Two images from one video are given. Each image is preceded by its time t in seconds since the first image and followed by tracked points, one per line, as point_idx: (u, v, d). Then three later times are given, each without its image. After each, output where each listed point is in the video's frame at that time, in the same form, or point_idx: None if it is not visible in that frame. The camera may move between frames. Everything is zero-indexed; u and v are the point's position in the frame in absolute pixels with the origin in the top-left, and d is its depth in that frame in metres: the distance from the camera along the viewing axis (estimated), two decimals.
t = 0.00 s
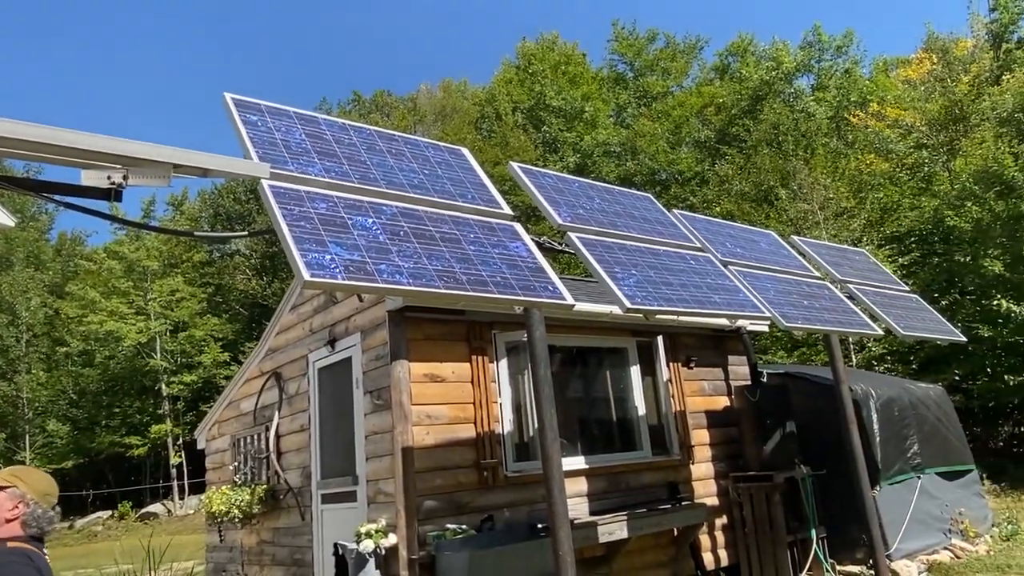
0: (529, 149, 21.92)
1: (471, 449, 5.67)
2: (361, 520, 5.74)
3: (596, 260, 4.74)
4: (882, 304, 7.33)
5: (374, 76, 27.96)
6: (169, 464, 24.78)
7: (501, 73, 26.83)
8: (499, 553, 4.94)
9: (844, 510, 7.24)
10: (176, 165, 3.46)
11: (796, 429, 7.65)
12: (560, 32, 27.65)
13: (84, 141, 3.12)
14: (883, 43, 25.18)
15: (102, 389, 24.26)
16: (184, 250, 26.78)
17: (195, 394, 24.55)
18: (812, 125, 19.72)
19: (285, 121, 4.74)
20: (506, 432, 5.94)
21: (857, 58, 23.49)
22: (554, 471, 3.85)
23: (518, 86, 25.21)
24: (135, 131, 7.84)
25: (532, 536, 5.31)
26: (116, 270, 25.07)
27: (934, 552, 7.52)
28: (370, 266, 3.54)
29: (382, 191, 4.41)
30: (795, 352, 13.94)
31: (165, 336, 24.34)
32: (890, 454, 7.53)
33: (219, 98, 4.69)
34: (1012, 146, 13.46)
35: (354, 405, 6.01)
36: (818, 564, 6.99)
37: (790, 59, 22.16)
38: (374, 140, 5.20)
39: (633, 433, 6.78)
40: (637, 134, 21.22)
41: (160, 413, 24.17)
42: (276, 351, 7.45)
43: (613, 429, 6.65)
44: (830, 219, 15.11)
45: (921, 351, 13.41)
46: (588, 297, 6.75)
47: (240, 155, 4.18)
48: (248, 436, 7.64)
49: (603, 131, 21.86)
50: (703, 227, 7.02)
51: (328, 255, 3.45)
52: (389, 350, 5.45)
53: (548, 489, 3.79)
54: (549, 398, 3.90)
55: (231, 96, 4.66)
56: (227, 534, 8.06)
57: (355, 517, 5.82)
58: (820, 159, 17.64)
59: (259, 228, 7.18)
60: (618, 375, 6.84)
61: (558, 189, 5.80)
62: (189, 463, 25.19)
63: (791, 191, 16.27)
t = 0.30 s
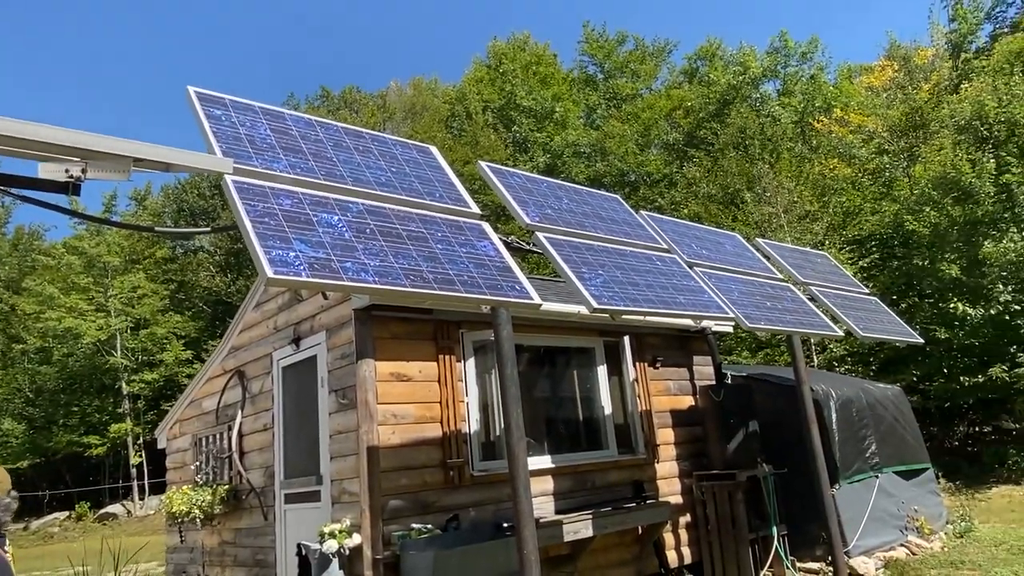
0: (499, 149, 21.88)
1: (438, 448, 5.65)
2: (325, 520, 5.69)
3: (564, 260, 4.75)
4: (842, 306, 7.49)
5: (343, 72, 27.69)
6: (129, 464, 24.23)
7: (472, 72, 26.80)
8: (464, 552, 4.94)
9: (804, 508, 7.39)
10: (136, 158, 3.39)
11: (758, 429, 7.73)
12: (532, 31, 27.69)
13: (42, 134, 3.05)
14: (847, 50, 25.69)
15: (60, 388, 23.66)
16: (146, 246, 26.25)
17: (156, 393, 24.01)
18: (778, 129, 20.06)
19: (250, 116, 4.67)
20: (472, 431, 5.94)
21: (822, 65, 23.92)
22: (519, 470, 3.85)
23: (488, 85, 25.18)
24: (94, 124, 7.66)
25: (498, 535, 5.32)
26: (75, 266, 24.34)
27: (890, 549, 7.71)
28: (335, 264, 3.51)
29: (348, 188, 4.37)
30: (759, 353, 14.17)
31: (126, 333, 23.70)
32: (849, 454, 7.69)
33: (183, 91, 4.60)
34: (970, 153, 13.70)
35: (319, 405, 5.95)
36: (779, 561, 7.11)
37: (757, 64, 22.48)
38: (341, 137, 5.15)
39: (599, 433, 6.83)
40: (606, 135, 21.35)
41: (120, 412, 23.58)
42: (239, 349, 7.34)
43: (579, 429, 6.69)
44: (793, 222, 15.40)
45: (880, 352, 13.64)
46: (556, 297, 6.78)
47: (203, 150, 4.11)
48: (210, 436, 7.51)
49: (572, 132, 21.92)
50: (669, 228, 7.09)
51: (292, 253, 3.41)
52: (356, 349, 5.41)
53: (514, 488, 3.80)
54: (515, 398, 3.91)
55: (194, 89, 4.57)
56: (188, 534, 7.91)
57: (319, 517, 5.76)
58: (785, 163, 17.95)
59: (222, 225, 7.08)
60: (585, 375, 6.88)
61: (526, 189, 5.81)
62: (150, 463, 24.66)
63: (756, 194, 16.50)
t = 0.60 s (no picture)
0: (479, 148, 21.83)
1: (415, 448, 5.63)
2: (301, 520, 5.64)
3: (542, 260, 4.75)
4: (817, 307, 7.58)
5: (321, 68, 27.48)
6: (100, 465, 23.84)
7: (452, 71, 26.74)
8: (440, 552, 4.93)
9: (777, 506, 7.41)
10: (109, 153, 3.34)
11: (734, 427, 7.82)
12: (511, 31, 27.66)
13: (13, 127, 2.99)
14: (824, 54, 25.98)
15: (30, 387, 23.16)
16: (120, 243, 25.89)
17: (129, 392, 23.65)
18: (755, 131, 20.28)
19: (225, 112, 4.62)
20: (450, 431, 5.92)
21: (799, 68, 24.17)
22: (497, 470, 3.85)
23: (468, 84, 25.13)
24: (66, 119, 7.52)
25: (475, 534, 5.32)
26: (46, 263, 23.83)
27: (862, 546, 7.82)
28: (311, 262, 3.48)
29: (325, 186, 4.34)
30: (736, 353, 14.31)
31: (99, 331, 23.33)
32: (821, 454, 7.77)
33: (157, 86, 4.52)
34: (942, 156, 13.82)
35: (295, 404, 5.90)
36: (754, 559, 7.18)
37: (735, 66, 22.66)
38: (318, 133, 5.11)
39: (576, 432, 6.85)
40: (586, 136, 21.40)
41: (92, 412, 23.18)
42: (214, 348, 7.26)
43: (557, 428, 6.71)
44: (770, 224, 15.57)
45: (854, 353, 14.07)
46: (535, 296, 6.78)
47: (177, 145, 4.05)
48: (184, 435, 7.41)
49: (552, 132, 21.94)
50: (647, 229, 7.13)
51: (268, 250, 3.38)
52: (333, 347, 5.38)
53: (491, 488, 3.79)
54: (493, 397, 3.91)
55: (169, 84, 4.50)
56: (161, 535, 7.80)
57: (295, 517, 5.71)
58: (762, 165, 18.12)
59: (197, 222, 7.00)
60: (563, 374, 6.90)
61: (505, 188, 5.81)
62: (122, 463, 24.28)
63: (733, 195, 16.63)
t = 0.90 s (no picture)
0: (467, 147, 21.80)
1: (401, 448, 5.62)
2: (286, 521, 5.61)
3: (529, 260, 4.76)
4: (802, 307, 7.63)
5: (308, 67, 27.35)
6: (83, 465, 23.61)
7: (440, 70, 26.70)
8: (426, 552, 4.92)
9: (762, 505, 7.46)
10: (91, 151, 3.30)
11: (720, 427, 7.85)
12: (499, 31, 27.66)
13: None
14: (810, 56, 26.18)
15: (11, 387, 22.88)
16: (103, 241, 25.64)
17: (113, 391, 23.44)
18: (742, 133, 20.42)
19: (210, 110, 4.58)
20: (436, 431, 5.92)
21: (785, 70, 24.33)
22: (483, 470, 3.85)
23: (456, 83, 25.09)
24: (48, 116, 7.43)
25: (461, 534, 5.32)
26: (28, 261, 23.52)
27: (846, 545, 7.88)
28: (297, 261, 3.47)
29: (311, 184, 4.32)
30: (722, 353, 14.39)
31: (82, 330, 23.10)
32: (806, 453, 7.83)
33: (140, 83, 4.47)
34: (925, 159, 13.93)
35: (280, 404, 5.87)
36: (738, 558, 7.22)
37: (722, 68, 22.78)
38: (304, 132, 5.08)
39: (563, 431, 6.86)
40: (574, 136, 21.42)
41: (74, 412, 22.96)
42: (198, 348, 7.21)
43: (543, 427, 6.71)
44: (756, 224, 15.67)
45: (839, 353, 14.26)
46: (522, 296, 6.79)
47: (162, 144, 4.01)
48: (168, 435, 7.35)
49: (540, 132, 21.95)
50: (634, 229, 7.15)
51: (253, 249, 3.35)
52: (319, 347, 5.36)
53: (477, 488, 3.79)
54: (479, 397, 3.91)
55: (153, 81, 4.46)
56: (144, 536, 7.73)
57: (280, 517, 5.68)
58: (749, 166, 18.23)
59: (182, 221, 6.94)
60: (550, 374, 6.91)
61: (492, 188, 5.81)
62: (105, 464, 24.07)
63: (720, 196, 16.71)
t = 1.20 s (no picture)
0: (463, 147, 21.81)
1: (396, 448, 5.62)
2: (280, 521, 5.61)
3: (524, 260, 4.76)
4: (796, 308, 7.65)
5: (304, 66, 27.32)
6: (77, 465, 23.54)
7: (436, 70, 26.67)
8: (420, 551, 4.93)
9: (756, 506, 7.48)
10: (85, 150, 3.30)
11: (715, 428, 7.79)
12: (495, 30, 27.67)
13: None
14: (806, 57, 26.22)
15: (5, 387, 22.79)
16: (98, 241, 25.55)
17: (107, 391, 23.35)
18: (737, 133, 20.43)
19: (204, 110, 4.57)
20: (431, 431, 5.92)
21: (780, 71, 24.39)
22: (477, 470, 3.85)
23: (452, 83, 25.07)
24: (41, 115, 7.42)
25: (455, 534, 5.32)
26: (22, 261, 23.41)
27: (840, 545, 7.89)
28: (291, 261, 3.46)
29: (305, 184, 4.31)
30: (717, 353, 14.42)
31: (76, 330, 23.03)
32: (800, 453, 7.84)
33: (134, 82, 4.46)
34: (919, 160, 13.98)
35: (275, 404, 5.86)
36: (733, 558, 7.23)
37: (717, 69, 22.82)
38: (299, 132, 5.07)
39: (557, 431, 6.86)
40: (569, 136, 21.43)
41: (68, 412, 22.87)
42: (192, 347, 7.19)
43: (538, 427, 6.71)
44: (752, 225, 15.70)
45: (833, 354, 14.30)
46: (517, 296, 6.79)
47: (155, 143, 4.00)
48: (162, 435, 7.33)
49: (536, 132, 21.97)
50: (629, 229, 7.15)
51: (247, 249, 3.35)
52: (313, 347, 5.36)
53: (471, 488, 3.79)
54: (474, 397, 3.92)
55: (147, 80, 4.44)
56: (138, 536, 7.70)
57: (274, 518, 5.67)
58: (744, 166, 18.27)
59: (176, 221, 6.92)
60: (544, 374, 6.91)
61: (487, 188, 5.80)
62: (99, 464, 23.99)
63: (716, 196, 16.74)
